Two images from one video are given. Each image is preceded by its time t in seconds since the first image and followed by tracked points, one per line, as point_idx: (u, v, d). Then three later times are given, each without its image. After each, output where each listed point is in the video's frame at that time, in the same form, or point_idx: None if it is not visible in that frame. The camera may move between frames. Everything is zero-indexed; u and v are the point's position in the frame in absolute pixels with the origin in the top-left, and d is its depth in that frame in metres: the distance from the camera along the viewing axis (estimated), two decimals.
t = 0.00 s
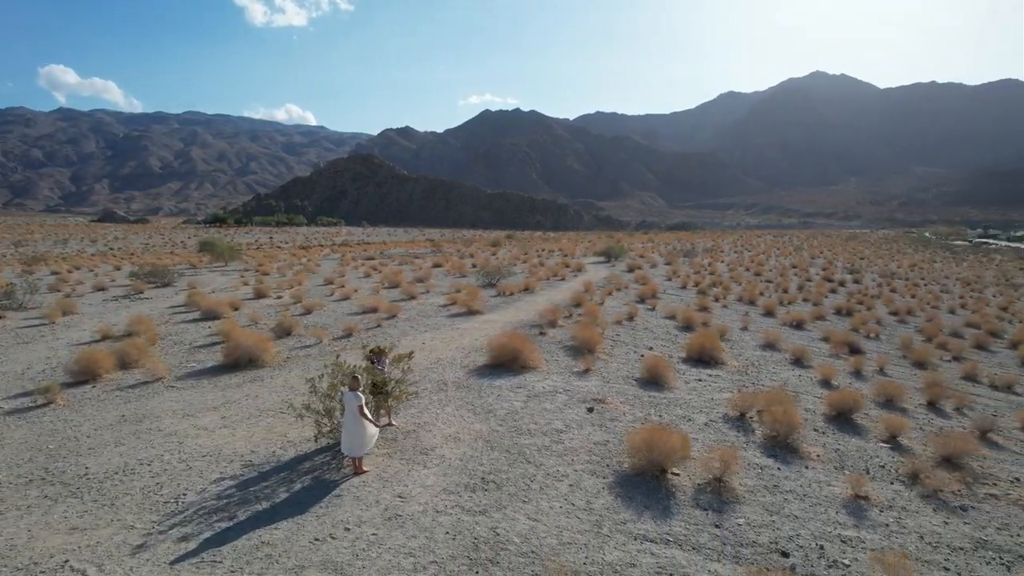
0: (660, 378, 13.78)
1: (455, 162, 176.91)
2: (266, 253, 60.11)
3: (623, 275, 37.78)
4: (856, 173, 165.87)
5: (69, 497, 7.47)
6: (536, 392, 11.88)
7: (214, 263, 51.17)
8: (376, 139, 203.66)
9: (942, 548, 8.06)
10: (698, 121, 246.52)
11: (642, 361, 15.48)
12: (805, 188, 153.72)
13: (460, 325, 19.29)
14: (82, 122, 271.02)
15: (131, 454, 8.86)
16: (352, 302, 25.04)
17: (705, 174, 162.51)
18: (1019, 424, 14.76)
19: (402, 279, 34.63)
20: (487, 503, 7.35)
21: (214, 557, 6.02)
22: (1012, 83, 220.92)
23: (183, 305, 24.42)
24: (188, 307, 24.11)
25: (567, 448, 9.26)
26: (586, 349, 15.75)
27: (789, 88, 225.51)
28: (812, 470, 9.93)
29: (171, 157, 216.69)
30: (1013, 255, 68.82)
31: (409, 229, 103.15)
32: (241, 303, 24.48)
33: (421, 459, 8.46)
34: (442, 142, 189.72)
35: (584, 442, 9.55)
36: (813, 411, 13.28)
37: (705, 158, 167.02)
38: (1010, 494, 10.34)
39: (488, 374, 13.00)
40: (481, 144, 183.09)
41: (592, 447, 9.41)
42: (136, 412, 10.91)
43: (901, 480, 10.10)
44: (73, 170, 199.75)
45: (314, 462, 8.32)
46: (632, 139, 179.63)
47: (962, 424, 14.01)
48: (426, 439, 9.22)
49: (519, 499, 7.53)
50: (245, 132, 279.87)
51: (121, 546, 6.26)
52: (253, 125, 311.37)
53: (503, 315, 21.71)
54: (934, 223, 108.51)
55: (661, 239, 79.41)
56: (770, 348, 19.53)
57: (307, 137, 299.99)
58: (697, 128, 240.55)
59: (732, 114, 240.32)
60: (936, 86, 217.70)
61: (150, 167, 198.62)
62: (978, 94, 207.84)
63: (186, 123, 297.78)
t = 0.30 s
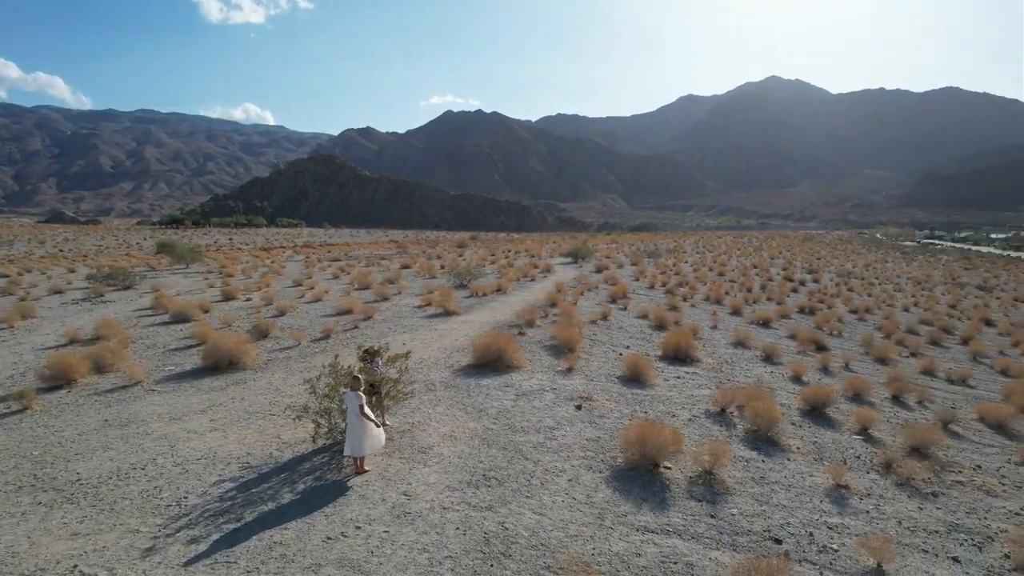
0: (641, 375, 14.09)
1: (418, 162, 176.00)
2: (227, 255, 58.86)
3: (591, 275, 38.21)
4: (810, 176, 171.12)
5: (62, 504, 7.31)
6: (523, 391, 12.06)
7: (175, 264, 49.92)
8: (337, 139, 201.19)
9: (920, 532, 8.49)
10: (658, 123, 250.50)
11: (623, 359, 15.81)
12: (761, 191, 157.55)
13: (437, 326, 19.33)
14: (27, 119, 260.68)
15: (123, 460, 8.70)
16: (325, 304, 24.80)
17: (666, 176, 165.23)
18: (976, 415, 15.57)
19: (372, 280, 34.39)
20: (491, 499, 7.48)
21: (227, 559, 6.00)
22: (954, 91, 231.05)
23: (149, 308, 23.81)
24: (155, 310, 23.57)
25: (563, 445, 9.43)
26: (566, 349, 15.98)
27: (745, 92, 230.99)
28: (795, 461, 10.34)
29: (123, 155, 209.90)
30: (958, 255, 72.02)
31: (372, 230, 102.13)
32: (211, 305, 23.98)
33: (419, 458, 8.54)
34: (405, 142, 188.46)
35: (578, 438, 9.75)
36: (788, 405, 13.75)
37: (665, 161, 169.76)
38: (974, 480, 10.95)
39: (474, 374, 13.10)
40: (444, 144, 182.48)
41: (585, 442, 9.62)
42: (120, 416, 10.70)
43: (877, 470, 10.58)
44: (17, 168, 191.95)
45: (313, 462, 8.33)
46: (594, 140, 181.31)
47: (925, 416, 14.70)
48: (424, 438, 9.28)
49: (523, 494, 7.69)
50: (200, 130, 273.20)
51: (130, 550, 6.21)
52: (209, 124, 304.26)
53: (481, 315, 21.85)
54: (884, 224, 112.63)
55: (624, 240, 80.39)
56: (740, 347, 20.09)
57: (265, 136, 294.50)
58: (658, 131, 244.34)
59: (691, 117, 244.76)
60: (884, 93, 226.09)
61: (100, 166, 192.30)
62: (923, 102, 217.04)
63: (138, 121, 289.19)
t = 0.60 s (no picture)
0: (622, 373, 14.39)
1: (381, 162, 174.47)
2: (188, 256, 57.59)
3: (561, 275, 38.58)
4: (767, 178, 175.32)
5: (59, 510, 7.16)
6: (512, 389, 12.21)
7: (134, 266, 48.63)
8: (297, 138, 198.19)
9: (899, 517, 8.90)
10: (621, 125, 253.49)
11: (604, 357, 16.09)
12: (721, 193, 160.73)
13: (416, 326, 19.35)
14: None
15: (114, 464, 8.55)
16: (298, 305, 24.53)
17: (628, 178, 167.29)
18: (937, 408, 16.27)
19: (342, 281, 34.07)
20: (494, 495, 7.60)
21: (241, 559, 6.00)
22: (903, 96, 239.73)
23: (116, 310, 23.21)
24: (122, 313, 22.98)
25: (557, 441, 9.62)
26: (546, 348, 16.20)
27: (705, 95, 235.31)
28: (778, 453, 10.74)
29: (72, 153, 202.88)
30: (909, 255, 74.78)
31: (336, 231, 100.90)
32: (180, 307, 23.49)
33: (418, 457, 8.61)
34: (367, 142, 186.70)
35: (572, 434, 9.96)
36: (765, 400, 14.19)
37: (628, 162, 171.87)
38: (941, 468, 11.52)
39: (460, 373, 13.20)
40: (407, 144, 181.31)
41: (579, 438, 9.84)
42: (104, 420, 10.54)
43: (853, 461, 11.03)
44: None
45: (314, 462, 8.33)
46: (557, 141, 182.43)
47: (891, 408, 15.34)
48: (420, 437, 9.33)
49: (524, 490, 7.84)
50: (155, 128, 265.99)
51: (140, 553, 6.17)
52: (165, 122, 296.60)
53: (458, 315, 21.93)
54: (838, 225, 116.15)
55: (588, 241, 81.12)
56: (714, 345, 20.58)
57: (222, 134, 288.24)
58: (620, 134, 247.27)
59: (652, 120, 248.44)
60: (837, 98, 233.21)
61: (49, 165, 185.70)
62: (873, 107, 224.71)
63: (88, 118, 280.00)
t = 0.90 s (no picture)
0: (604, 371, 14.64)
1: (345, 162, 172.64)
2: (148, 258, 56.15)
3: (533, 276, 38.85)
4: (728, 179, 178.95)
5: (59, 515, 7.03)
6: (502, 389, 12.33)
7: (93, 268, 47.27)
8: (258, 138, 194.78)
9: (879, 505, 9.29)
10: (585, 128, 255.60)
11: (585, 357, 16.36)
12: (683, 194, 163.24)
13: (395, 328, 19.34)
14: None
15: (107, 468, 8.43)
16: (271, 307, 24.25)
17: (592, 179, 168.75)
18: (902, 401, 16.96)
19: (312, 282, 33.70)
20: (498, 491, 7.72)
21: (256, 560, 5.99)
22: (856, 102, 247.22)
23: (82, 313, 22.59)
24: (88, 316, 22.38)
25: (551, 438, 9.79)
26: (529, 347, 16.39)
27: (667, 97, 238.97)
28: (762, 446, 11.10)
29: (20, 151, 195.66)
30: (864, 255, 77.16)
31: (300, 233, 99.55)
32: (149, 310, 23.00)
33: (418, 455, 8.67)
34: (331, 143, 184.49)
35: (565, 431, 10.13)
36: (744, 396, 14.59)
37: (592, 165, 173.40)
38: (912, 457, 12.05)
39: (448, 373, 13.28)
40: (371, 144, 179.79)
41: (573, 435, 10.02)
42: (88, 424, 10.35)
43: (831, 452, 11.47)
44: None
45: (314, 463, 8.34)
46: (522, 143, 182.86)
47: (860, 402, 15.93)
48: (416, 437, 9.40)
49: (526, 485, 7.99)
50: (109, 126, 258.26)
51: (150, 556, 6.12)
52: (119, 120, 288.22)
53: (436, 316, 21.95)
54: (796, 225, 119.25)
55: (555, 242, 81.48)
56: (688, 344, 21.04)
57: (180, 133, 281.54)
58: (584, 136, 249.36)
59: (616, 122, 251.15)
60: (795, 103, 239.19)
61: None
62: (828, 112, 231.27)
63: (37, 115, 270.53)
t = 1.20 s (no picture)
0: (589, 370, 14.87)
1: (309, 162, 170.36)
2: (107, 260, 54.58)
3: (505, 277, 39.03)
4: (691, 180, 181.92)
5: (60, 519, 6.94)
6: (492, 388, 12.45)
7: (49, 270, 45.77)
8: (219, 137, 190.85)
9: (860, 494, 9.68)
10: (550, 130, 257.11)
11: (568, 356, 16.58)
12: (647, 195, 165.39)
13: (375, 328, 19.29)
14: None
15: (101, 472, 8.30)
16: (245, 309, 23.90)
17: (558, 181, 169.75)
18: (871, 396, 17.59)
19: (282, 284, 33.25)
20: (500, 487, 7.85)
21: (271, 558, 6.02)
22: (814, 106, 253.94)
23: (46, 316, 21.93)
24: (54, 319, 21.73)
25: (545, 435, 9.97)
26: (512, 347, 16.54)
27: (630, 100, 241.93)
28: (747, 440, 11.46)
29: None
30: (824, 255, 79.28)
31: (264, 234, 98.00)
32: (118, 313, 22.44)
33: (418, 454, 8.75)
34: (294, 142, 181.79)
35: (558, 429, 10.31)
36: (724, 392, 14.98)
37: (558, 166, 174.47)
38: (885, 449, 12.55)
39: (436, 373, 13.35)
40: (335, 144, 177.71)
41: (566, 433, 10.20)
42: (74, 429, 10.15)
43: (811, 445, 11.89)
44: None
45: (314, 463, 8.36)
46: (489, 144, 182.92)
47: (832, 397, 16.49)
48: (412, 436, 9.46)
49: (527, 481, 8.14)
50: (60, 124, 249.94)
51: (161, 557, 6.09)
52: (70, 118, 279.20)
53: (415, 317, 21.94)
54: (758, 226, 121.88)
55: (522, 243, 81.74)
56: (663, 343, 21.45)
57: (136, 132, 274.21)
58: (550, 137, 250.78)
59: (581, 124, 253.17)
60: (754, 106, 244.51)
61: None
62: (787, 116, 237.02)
63: None
